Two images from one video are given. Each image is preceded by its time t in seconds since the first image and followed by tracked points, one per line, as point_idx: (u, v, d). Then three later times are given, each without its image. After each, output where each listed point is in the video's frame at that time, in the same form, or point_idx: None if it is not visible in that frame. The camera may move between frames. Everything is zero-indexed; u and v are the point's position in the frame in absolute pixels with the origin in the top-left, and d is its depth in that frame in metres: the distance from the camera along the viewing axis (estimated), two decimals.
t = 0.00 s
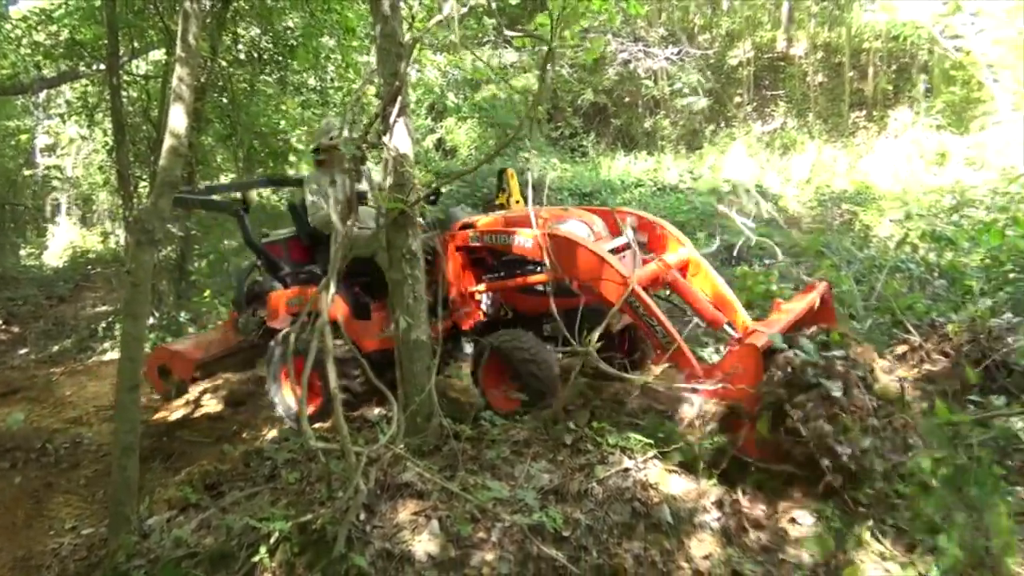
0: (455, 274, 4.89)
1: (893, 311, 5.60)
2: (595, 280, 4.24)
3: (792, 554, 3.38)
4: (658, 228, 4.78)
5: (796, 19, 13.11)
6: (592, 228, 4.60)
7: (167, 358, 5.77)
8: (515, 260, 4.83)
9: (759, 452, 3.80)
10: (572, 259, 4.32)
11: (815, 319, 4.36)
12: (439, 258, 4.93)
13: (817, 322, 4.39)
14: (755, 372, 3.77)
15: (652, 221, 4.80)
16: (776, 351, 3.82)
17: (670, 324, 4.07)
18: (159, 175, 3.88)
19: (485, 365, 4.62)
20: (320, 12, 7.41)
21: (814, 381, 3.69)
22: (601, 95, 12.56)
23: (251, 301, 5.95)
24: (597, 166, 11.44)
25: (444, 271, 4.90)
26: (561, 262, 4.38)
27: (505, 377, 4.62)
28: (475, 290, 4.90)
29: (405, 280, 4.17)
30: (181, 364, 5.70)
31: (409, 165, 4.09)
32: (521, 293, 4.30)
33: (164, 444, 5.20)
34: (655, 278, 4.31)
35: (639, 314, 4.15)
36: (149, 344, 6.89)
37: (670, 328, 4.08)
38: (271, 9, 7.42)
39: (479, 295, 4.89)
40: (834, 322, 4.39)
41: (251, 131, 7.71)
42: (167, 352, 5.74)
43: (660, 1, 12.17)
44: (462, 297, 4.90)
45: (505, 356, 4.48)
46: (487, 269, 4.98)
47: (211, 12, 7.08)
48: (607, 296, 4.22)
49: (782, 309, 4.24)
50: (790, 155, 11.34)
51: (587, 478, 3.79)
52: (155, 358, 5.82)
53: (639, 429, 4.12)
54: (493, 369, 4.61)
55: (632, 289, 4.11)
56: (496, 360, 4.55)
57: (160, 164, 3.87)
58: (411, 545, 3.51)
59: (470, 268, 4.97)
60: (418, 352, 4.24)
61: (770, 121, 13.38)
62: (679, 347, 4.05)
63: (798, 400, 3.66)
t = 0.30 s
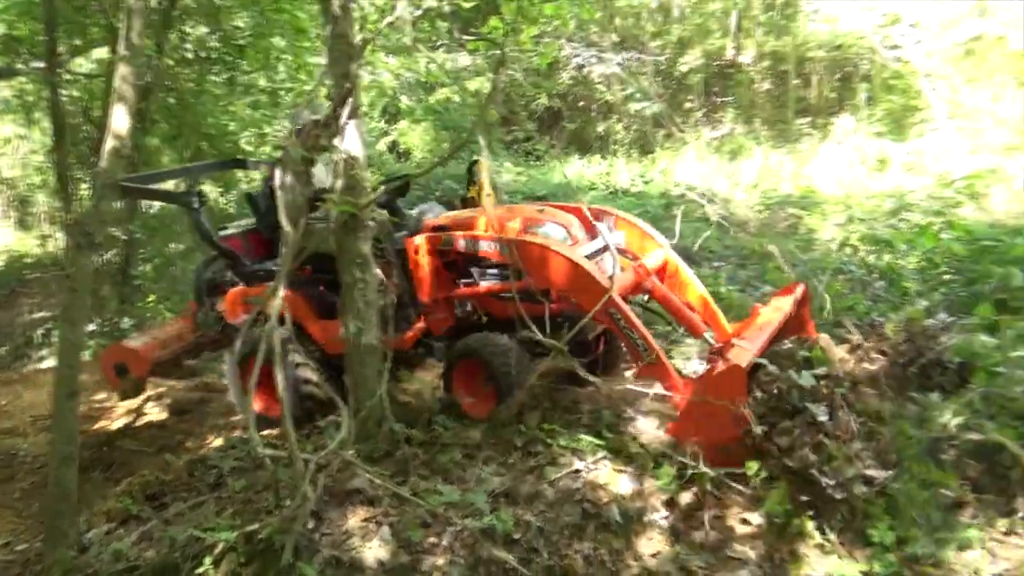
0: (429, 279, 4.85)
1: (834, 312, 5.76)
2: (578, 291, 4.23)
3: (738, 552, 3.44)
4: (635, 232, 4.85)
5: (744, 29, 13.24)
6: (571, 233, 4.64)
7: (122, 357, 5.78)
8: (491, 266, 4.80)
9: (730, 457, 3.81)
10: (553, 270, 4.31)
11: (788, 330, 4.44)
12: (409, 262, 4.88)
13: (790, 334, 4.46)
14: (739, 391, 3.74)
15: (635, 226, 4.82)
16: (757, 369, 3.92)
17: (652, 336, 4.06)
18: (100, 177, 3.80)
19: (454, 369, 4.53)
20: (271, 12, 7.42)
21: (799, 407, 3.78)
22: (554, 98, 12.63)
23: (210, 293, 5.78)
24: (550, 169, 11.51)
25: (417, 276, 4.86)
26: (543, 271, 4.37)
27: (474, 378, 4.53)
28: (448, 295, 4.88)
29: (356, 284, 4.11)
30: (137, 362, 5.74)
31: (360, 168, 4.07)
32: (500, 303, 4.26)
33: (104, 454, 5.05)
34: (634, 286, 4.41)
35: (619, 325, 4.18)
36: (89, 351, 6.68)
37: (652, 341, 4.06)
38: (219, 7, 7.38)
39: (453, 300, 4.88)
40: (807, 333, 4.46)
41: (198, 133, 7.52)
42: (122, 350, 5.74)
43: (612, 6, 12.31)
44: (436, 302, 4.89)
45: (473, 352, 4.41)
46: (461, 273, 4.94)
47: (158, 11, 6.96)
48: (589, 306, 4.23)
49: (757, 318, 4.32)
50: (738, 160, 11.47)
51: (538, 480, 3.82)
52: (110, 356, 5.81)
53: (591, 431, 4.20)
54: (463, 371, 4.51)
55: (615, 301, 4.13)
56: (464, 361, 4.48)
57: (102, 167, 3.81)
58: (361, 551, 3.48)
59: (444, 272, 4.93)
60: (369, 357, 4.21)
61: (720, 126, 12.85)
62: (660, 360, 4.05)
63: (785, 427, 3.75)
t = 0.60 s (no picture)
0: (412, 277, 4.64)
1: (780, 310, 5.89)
2: (567, 293, 4.06)
3: (689, 548, 3.46)
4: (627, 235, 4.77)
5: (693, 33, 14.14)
6: (561, 233, 4.51)
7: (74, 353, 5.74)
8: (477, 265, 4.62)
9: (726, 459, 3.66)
10: (541, 271, 4.14)
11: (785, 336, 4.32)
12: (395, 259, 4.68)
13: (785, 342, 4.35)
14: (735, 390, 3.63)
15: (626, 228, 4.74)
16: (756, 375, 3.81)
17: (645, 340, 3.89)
18: (35, 177, 3.65)
19: (437, 372, 4.41)
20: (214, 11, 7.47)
21: (798, 418, 3.63)
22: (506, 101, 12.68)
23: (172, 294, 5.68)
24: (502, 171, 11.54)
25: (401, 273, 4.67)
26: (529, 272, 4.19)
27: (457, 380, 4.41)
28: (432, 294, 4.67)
29: (304, 286, 4.05)
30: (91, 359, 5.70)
31: (308, 169, 4.04)
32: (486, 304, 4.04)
33: (41, 463, 4.86)
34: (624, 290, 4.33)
35: (612, 328, 4.00)
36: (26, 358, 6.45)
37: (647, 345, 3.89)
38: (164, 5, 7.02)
39: (437, 300, 4.67)
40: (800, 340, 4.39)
41: (140, 132, 7.26)
42: (75, 346, 5.72)
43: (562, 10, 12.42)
44: (420, 301, 4.68)
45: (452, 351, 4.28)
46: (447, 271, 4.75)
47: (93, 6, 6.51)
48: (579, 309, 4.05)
49: (751, 323, 4.24)
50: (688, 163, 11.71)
51: (491, 481, 3.81)
52: (62, 351, 5.75)
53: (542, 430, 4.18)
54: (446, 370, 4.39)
55: (607, 303, 3.96)
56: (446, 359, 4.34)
57: (36, 167, 3.66)
58: (312, 557, 3.43)
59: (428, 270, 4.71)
60: (318, 360, 4.16)
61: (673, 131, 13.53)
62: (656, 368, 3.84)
63: (786, 437, 3.58)
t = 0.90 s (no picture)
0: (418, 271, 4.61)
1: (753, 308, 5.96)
2: (577, 280, 4.04)
3: (666, 546, 3.47)
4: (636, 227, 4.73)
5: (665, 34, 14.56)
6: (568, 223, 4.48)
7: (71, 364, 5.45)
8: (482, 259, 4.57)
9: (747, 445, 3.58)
10: (550, 259, 4.12)
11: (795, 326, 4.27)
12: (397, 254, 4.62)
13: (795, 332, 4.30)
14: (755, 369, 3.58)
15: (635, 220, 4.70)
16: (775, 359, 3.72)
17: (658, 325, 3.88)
18: None
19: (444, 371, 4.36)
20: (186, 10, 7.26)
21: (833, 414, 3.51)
22: (481, 102, 12.76)
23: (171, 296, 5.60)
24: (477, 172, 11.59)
25: (405, 268, 4.62)
26: (538, 261, 4.18)
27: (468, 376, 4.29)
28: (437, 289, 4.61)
29: (279, 288, 4.02)
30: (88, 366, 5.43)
31: (281, 170, 4.00)
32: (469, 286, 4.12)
33: (10, 470, 4.78)
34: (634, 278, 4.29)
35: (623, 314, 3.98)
36: None
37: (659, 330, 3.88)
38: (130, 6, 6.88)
39: (441, 295, 4.61)
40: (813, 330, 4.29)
41: (109, 134, 7.24)
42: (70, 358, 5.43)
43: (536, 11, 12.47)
44: (422, 297, 4.61)
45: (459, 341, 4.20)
46: (450, 266, 4.69)
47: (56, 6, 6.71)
48: (590, 296, 4.03)
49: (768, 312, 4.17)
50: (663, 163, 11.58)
51: (467, 482, 3.80)
52: (59, 365, 5.47)
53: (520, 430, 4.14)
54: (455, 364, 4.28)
55: (618, 288, 3.94)
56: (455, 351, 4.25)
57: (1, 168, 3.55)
58: (287, 561, 3.41)
59: (433, 265, 4.67)
60: (293, 362, 4.13)
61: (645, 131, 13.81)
62: (666, 352, 3.89)
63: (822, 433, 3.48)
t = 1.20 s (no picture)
0: (424, 271, 4.61)
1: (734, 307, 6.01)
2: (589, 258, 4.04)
3: (647, 543, 3.48)
4: (646, 213, 4.72)
5: (647, 36, 14.68)
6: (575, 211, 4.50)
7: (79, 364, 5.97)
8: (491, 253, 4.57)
9: (783, 414, 3.43)
10: (561, 239, 4.13)
11: (821, 299, 4.09)
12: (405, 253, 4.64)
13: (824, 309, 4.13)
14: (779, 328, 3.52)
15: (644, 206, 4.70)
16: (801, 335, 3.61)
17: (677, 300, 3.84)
18: None
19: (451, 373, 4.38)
20: (166, 10, 7.26)
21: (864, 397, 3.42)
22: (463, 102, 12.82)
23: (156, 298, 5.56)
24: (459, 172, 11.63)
25: (411, 266, 4.64)
26: (548, 243, 4.19)
27: (473, 377, 4.37)
28: (442, 289, 4.63)
29: (260, 288, 4.01)
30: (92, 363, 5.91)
31: (262, 170, 3.99)
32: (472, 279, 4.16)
33: None
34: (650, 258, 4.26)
35: (640, 290, 3.95)
36: None
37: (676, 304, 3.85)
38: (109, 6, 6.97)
39: (446, 295, 4.63)
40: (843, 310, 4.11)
41: (87, 134, 7.10)
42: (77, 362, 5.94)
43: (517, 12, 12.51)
44: (428, 297, 4.63)
45: (466, 342, 4.27)
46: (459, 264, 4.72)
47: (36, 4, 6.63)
48: (604, 275, 4.03)
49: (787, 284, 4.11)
50: (643, 164, 11.94)
51: (450, 482, 3.79)
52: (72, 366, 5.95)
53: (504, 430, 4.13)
54: (459, 364, 4.36)
55: (631, 264, 3.94)
56: (463, 353, 4.32)
57: None
58: (269, 561, 3.40)
59: (440, 266, 4.69)
60: (275, 363, 4.11)
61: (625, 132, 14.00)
62: (688, 327, 3.82)
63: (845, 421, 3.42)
